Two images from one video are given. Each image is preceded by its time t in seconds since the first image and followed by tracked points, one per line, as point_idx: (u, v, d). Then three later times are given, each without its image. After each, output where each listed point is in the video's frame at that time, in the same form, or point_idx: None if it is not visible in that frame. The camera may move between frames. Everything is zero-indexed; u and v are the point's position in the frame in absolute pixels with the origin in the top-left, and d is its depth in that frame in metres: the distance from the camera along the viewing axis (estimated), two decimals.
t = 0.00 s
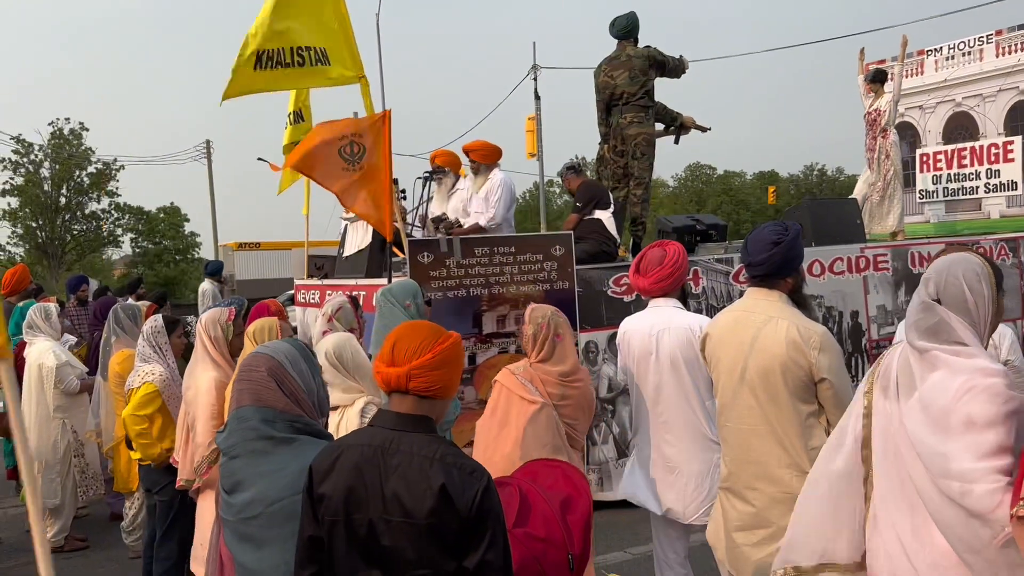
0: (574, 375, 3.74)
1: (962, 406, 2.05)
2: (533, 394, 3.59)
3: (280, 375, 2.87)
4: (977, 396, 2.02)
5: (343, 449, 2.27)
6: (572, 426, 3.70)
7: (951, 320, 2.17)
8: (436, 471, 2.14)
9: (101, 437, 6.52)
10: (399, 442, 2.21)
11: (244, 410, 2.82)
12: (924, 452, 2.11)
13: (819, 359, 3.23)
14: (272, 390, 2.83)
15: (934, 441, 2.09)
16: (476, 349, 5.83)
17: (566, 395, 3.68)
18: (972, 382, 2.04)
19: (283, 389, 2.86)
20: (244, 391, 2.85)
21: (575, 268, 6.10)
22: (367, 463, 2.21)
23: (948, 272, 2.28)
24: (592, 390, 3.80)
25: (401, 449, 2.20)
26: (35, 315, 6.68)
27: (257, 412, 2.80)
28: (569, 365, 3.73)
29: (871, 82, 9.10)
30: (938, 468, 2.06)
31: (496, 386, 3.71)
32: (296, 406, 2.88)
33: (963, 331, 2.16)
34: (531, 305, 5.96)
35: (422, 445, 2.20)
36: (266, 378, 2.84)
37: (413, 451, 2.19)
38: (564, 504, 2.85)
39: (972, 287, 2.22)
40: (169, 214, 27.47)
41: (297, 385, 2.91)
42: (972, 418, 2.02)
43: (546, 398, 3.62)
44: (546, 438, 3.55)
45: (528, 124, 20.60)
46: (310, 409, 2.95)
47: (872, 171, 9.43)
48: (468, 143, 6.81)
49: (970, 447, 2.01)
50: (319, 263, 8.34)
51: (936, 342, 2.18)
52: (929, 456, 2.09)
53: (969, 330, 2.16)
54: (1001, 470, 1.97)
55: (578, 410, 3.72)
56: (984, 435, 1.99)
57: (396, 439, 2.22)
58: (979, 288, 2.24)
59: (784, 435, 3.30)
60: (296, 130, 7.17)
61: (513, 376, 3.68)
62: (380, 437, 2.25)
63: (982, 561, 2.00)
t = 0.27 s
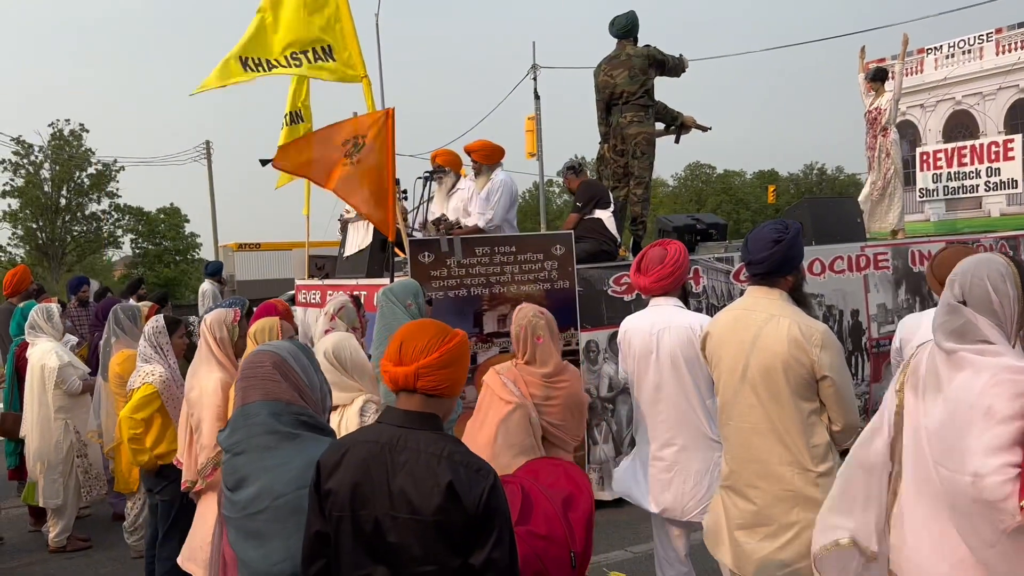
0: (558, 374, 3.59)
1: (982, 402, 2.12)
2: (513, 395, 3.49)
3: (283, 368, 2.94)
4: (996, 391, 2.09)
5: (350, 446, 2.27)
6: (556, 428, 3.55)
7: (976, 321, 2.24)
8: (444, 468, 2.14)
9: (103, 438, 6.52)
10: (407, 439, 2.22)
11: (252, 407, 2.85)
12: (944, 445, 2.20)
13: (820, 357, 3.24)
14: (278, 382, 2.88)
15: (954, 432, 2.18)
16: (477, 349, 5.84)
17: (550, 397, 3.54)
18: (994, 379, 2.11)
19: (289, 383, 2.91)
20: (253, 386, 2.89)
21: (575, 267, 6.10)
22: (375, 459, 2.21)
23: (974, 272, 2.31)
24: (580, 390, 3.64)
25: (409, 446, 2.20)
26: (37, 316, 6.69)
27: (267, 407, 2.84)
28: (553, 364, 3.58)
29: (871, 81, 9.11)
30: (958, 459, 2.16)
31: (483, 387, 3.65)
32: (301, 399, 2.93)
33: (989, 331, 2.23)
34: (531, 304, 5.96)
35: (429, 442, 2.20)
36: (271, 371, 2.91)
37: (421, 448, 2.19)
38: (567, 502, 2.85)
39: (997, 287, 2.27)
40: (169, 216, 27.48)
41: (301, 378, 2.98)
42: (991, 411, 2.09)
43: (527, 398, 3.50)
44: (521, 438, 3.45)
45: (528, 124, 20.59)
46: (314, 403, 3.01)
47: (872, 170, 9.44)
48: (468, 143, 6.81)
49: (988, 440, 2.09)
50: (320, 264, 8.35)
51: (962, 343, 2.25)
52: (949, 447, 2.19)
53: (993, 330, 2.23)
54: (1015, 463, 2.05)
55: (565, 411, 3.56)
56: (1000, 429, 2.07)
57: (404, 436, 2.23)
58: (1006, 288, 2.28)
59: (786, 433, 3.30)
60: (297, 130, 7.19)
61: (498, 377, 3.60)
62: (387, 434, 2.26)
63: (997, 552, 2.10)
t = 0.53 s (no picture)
0: (547, 378, 3.46)
1: (987, 397, 2.29)
2: (498, 398, 3.39)
3: (285, 368, 2.96)
4: (1002, 386, 2.26)
5: (353, 446, 2.27)
6: (543, 433, 3.43)
7: (984, 319, 2.40)
8: (447, 469, 2.15)
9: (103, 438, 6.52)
10: (411, 440, 2.22)
11: (253, 406, 2.86)
12: (956, 438, 2.39)
13: (819, 356, 3.24)
14: (279, 382, 2.89)
15: (966, 426, 2.36)
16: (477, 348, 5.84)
17: (537, 402, 3.42)
18: (1001, 375, 2.28)
19: (290, 382, 2.93)
20: (253, 386, 2.89)
21: (575, 267, 6.10)
22: (378, 460, 2.22)
23: (977, 271, 2.44)
24: (571, 395, 3.49)
25: (413, 447, 2.21)
26: (37, 316, 6.69)
27: (267, 406, 2.85)
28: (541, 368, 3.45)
29: (870, 80, 9.11)
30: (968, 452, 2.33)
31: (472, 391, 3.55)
32: (301, 399, 2.94)
33: (998, 327, 2.38)
34: (531, 304, 5.96)
35: (432, 444, 2.21)
36: (272, 370, 2.93)
37: (424, 450, 2.20)
38: (567, 503, 2.86)
39: (1001, 286, 2.39)
40: (169, 215, 27.47)
41: (303, 379, 3.00)
42: (998, 405, 2.26)
43: (512, 403, 3.39)
44: (503, 443, 3.35)
45: (527, 123, 20.58)
46: (314, 402, 3.03)
47: (871, 168, 9.44)
48: (467, 143, 6.81)
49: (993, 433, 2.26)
50: (320, 263, 8.35)
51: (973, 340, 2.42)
52: (962, 440, 2.37)
53: (1004, 325, 2.38)
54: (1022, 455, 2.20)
55: (553, 416, 3.44)
56: (1003, 423, 2.24)
57: (408, 437, 2.23)
58: (1013, 285, 2.41)
59: (786, 432, 3.30)
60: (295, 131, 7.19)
61: (486, 380, 3.49)
62: (390, 434, 2.26)
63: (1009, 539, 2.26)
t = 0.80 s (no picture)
0: (540, 379, 3.45)
1: (998, 388, 2.30)
2: (489, 399, 3.38)
3: (283, 368, 2.96)
4: (1007, 379, 2.28)
5: (351, 446, 2.27)
6: (535, 434, 3.42)
7: (984, 313, 2.42)
8: (446, 468, 2.15)
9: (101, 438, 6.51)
10: (410, 440, 2.22)
11: (251, 406, 2.86)
12: (967, 430, 2.39)
13: (818, 355, 3.25)
14: (277, 381, 2.90)
15: (975, 421, 2.36)
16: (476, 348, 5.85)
17: (528, 403, 3.41)
18: (1006, 368, 2.30)
19: (288, 382, 2.93)
20: (251, 385, 2.90)
21: (574, 266, 6.11)
22: (377, 459, 2.22)
23: (970, 273, 2.47)
24: (564, 395, 3.47)
25: (411, 447, 2.21)
26: (35, 317, 6.69)
27: (266, 406, 2.85)
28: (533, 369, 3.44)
29: (868, 80, 9.12)
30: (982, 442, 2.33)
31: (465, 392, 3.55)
32: (299, 399, 2.94)
33: (999, 321, 2.40)
34: (530, 304, 5.96)
35: (431, 443, 2.21)
36: (270, 370, 2.93)
37: (423, 449, 2.20)
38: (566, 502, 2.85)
39: (995, 285, 2.42)
40: (168, 215, 27.46)
41: (301, 379, 3.01)
42: (1006, 399, 2.27)
43: (503, 404, 3.39)
44: (493, 445, 3.35)
45: (526, 123, 20.59)
46: (312, 402, 3.04)
47: (870, 168, 9.45)
48: (466, 143, 6.81)
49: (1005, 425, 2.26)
50: (318, 263, 8.35)
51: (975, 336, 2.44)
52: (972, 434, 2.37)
53: (1004, 319, 2.40)
54: None
55: (546, 416, 3.43)
56: (1015, 416, 2.24)
57: (406, 436, 2.23)
58: (1005, 281, 2.43)
59: (785, 431, 3.31)
60: (294, 132, 7.20)
61: (478, 380, 3.49)
62: (389, 434, 2.26)
63: None
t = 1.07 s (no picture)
0: (537, 381, 3.44)
1: (996, 389, 2.31)
2: (485, 402, 3.39)
3: (280, 370, 2.95)
4: (1006, 379, 2.29)
5: (346, 450, 2.27)
6: (533, 436, 3.42)
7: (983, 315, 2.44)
8: (442, 472, 2.15)
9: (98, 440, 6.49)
10: (405, 443, 2.22)
11: (247, 409, 2.85)
12: (976, 430, 2.41)
13: (816, 356, 3.24)
14: (273, 384, 2.89)
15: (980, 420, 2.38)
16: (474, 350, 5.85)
17: (525, 405, 3.40)
18: (1006, 368, 2.31)
19: (285, 385, 2.93)
20: (248, 388, 2.89)
21: (572, 267, 6.10)
22: (373, 463, 2.21)
23: (968, 277, 2.49)
24: (561, 397, 3.46)
25: (407, 450, 2.20)
26: (32, 318, 6.68)
27: (262, 408, 2.84)
28: (530, 371, 3.43)
29: (867, 80, 9.12)
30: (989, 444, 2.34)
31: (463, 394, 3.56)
32: (295, 402, 2.94)
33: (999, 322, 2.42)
34: (528, 305, 5.95)
35: (427, 447, 2.20)
36: (266, 373, 2.92)
37: (419, 452, 2.19)
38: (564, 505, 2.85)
39: (995, 287, 2.43)
40: (166, 216, 27.43)
41: (299, 382, 3.00)
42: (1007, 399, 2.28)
43: (500, 407, 3.38)
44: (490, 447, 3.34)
45: (525, 124, 20.58)
46: (309, 405, 3.04)
47: (868, 169, 9.44)
48: (463, 143, 6.80)
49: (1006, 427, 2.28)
50: (316, 264, 8.34)
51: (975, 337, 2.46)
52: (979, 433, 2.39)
53: (1004, 319, 2.41)
54: None
55: (544, 418, 3.42)
56: (1014, 415, 2.25)
57: (402, 440, 2.23)
58: (1004, 283, 2.44)
59: (783, 433, 3.30)
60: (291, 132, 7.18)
61: (474, 383, 3.49)
62: (384, 438, 2.25)
63: None
